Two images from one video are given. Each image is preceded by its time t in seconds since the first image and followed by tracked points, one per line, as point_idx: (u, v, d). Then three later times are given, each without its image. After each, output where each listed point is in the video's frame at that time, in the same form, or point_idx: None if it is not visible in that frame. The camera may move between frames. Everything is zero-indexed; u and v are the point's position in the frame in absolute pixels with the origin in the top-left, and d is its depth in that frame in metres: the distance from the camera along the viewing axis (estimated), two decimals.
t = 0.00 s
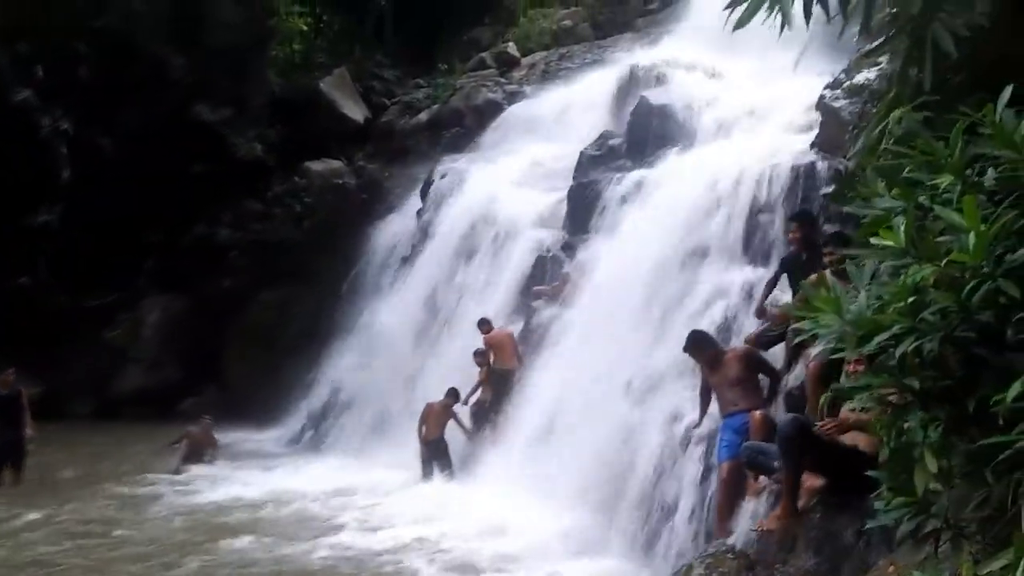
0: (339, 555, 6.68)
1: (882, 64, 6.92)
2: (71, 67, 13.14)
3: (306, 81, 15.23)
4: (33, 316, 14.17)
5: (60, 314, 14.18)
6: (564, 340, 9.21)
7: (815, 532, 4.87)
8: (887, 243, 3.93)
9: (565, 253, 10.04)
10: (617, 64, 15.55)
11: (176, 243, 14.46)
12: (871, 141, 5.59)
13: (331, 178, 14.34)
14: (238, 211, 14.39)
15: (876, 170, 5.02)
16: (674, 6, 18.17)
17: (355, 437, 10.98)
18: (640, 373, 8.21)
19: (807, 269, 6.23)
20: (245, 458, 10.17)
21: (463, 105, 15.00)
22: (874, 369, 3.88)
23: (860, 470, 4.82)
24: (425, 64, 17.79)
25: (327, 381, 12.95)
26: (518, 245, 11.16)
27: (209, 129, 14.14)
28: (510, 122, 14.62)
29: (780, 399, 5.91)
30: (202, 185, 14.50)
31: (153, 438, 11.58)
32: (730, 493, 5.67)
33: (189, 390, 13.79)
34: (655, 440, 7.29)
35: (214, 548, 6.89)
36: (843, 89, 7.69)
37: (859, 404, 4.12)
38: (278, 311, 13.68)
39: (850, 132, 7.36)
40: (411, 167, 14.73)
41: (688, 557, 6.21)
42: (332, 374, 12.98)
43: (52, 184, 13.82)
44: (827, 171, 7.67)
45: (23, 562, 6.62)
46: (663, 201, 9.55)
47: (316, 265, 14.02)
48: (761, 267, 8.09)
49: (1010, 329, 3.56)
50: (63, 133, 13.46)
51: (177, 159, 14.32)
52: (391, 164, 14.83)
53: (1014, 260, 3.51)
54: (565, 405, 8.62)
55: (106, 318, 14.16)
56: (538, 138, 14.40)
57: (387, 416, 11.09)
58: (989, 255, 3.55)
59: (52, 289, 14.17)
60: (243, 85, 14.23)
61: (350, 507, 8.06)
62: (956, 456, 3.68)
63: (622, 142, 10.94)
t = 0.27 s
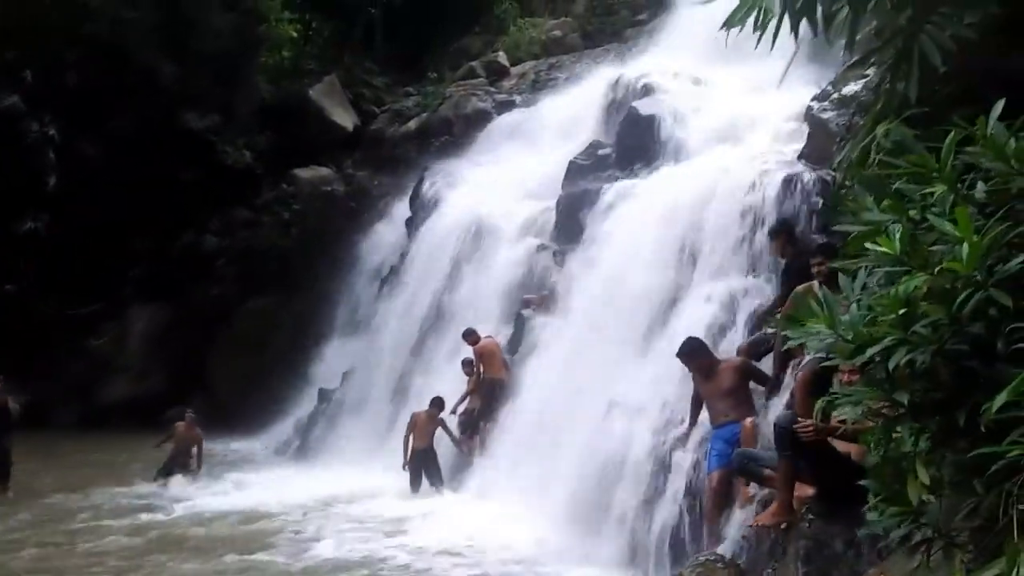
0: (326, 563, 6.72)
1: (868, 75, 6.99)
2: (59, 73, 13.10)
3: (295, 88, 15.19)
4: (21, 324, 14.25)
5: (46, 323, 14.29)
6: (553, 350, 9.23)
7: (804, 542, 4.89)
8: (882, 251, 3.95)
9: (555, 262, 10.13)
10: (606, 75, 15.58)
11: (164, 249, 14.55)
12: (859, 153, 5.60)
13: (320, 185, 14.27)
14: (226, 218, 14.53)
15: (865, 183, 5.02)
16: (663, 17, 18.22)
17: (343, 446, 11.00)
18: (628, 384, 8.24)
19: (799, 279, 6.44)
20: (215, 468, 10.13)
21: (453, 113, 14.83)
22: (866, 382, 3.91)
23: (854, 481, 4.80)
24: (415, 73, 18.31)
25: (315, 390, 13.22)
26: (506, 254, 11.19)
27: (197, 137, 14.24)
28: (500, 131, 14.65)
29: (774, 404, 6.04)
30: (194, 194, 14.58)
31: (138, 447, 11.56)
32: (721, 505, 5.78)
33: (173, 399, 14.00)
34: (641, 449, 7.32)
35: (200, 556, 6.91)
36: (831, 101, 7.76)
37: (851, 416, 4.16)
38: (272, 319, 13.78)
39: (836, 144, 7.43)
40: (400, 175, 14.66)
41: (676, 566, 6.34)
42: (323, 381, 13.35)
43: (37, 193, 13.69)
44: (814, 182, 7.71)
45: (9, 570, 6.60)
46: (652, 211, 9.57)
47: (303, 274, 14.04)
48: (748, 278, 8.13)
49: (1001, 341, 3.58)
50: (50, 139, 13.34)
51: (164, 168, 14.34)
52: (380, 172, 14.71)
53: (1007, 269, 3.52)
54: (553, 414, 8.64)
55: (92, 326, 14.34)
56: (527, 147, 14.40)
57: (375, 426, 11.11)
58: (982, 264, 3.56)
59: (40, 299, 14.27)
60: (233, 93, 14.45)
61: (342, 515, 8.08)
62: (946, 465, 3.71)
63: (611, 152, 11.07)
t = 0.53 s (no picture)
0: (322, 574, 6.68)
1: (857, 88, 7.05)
2: (50, 78, 12.98)
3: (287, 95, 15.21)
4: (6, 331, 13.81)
5: (34, 330, 13.91)
6: (543, 359, 9.28)
7: (796, 552, 4.95)
8: (874, 264, 3.96)
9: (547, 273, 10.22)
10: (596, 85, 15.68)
11: (156, 254, 14.29)
12: (849, 163, 5.68)
13: (310, 194, 14.59)
14: (217, 226, 14.47)
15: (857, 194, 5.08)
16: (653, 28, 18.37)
17: (330, 455, 11.00)
18: (617, 393, 8.28)
19: (788, 288, 6.49)
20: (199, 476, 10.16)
21: (442, 123, 15.16)
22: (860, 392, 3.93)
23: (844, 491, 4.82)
24: (406, 79, 18.64)
25: (305, 400, 13.24)
26: (496, 262, 11.24)
27: (188, 143, 14.11)
28: (490, 141, 14.81)
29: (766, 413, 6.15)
30: (185, 197, 14.38)
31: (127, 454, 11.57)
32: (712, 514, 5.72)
33: (161, 407, 14.06)
34: (630, 458, 7.35)
35: (197, 568, 6.88)
36: (820, 112, 7.72)
37: (843, 425, 4.20)
38: (262, 325, 14.10)
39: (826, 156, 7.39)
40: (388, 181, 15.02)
41: None
42: (312, 392, 13.28)
43: (26, 199, 13.42)
44: (804, 194, 7.70)
45: None
46: (641, 220, 9.64)
47: (291, 282, 14.43)
48: (738, 289, 8.21)
49: (992, 352, 3.64)
50: (39, 145, 13.15)
51: (155, 172, 14.12)
52: (371, 180, 15.04)
53: (999, 280, 3.59)
54: (542, 423, 8.67)
55: (79, 333, 14.03)
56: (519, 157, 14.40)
57: (364, 432, 11.12)
58: (975, 276, 3.62)
59: (25, 304, 13.76)
60: (225, 101, 14.53)
61: (335, 525, 8.04)
62: (936, 474, 3.76)
63: (602, 162, 11.07)
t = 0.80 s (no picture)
0: None
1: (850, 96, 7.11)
2: (46, 82, 13.14)
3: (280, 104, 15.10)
4: None
5: (26, 335, 14.04)
6: (535, 366, 9.30)
7: (788, 562, 4.88)
8: (868, 273, 4.06)
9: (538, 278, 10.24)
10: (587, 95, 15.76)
11: (145, 260, 14.41)
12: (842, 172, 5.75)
13: (302, 201, 14.57)
14: (209, 233, 14.58)
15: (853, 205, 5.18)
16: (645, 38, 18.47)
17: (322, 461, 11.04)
18: (611, 400, 8.31)
19: (781, 297, 6.53)
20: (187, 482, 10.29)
21: (435, 131, 15.19)
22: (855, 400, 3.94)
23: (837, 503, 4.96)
24: (397, 89, 18.84)
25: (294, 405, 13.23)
26: (490, 270, 11.25)
27: (180, 149, 14.14)
28: (482, 150, 14.81)
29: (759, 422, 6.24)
30: (176, 203, 14.51)
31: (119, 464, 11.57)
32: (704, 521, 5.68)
33: (153, 414, 14.09)
34: (624, 464, 7.36)
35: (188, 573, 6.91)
36: (812, 121, 7.89)
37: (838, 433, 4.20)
38: (254, 332, 14.13)
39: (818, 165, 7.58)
40: (383, 190, 14.82)
41: None
42: (300, 399, 13.27)
43: (16, 203, 13.63)
44: (796, 205, 7.88)
45: None
46: (633, 227, 9.69)
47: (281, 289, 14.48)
48: (731, 297, 8.28)
49: (985, 361, 3.70)
50: (31, 150, 13.44)
51: (145, 177, 14.20)
52: (364, 187, 14.94)
53: (992, 291, 3.64)
54: (534, 430, 8.69)
55: (70, 339, 14.17)
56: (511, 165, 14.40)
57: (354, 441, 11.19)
58: (968, 287, 3.69)
59: (16, 310, 14.02)
60: (215, 104, 14.47)
61: (327, 533, 8.04)
62: (930, 481, 3.81)
63: (595, 169, 11.10)
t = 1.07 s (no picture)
0: None
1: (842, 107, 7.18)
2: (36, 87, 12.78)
3: (272, 112, 15.17)
4: None
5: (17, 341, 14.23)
6: (527, 375, 9.31)
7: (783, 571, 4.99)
8: (864, 281, 4.03)
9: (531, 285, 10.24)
10: (580, 104, 15.79)
11: (134, 267, 14.58)
12: (838, 181, 5.71)
13: (294, 208, 14.42)
14: (200, 240, 14.73)
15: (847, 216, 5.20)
16: (637, 48, 18.49)
17: (314, 470, 11.09)
18: (603, 409, 8.32)
19: (772, 306, 6.56)
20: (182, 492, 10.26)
21: (428, 139, 15.16)
22: (849, 411, 3.94)
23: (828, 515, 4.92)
24: (389, 98, 19.11)
25: (287, 413, 13.23)
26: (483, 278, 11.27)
27: (171, 156, 14.20)
28: (475, 158, 14.82)
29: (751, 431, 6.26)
30: (166, 210, 14.64)
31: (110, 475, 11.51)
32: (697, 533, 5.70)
33: (142, 421, 14.16)
34: (618, 474, 7.38)
35: None
36: (804, 132, 8.02)
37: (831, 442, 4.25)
38: (242, 343, 14.11)
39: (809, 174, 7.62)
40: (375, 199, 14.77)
41: None
42: (292, 406, 13.28)
43: (5, 209, 13.36)
44: (788, 213, 7.96)
45: None
46: (625, 236, 9.71)
47: (273, 301, 14.33)
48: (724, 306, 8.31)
49: (979, 370, 3.66)
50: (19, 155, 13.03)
51: (137, 182, 14.32)
52: (356, 197, 14.74)
53: (987, 299, 3.53)
54: (526, 438, 8.69)
55: (59, 346, 14.26)
56: (504, 174, 14.50)
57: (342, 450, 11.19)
58: (963, 294, 3.57)
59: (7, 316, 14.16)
60: (206, 112, 14.52)
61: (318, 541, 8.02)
62: (924, 491, 3.82)
63: (587, 178, 11.20)
